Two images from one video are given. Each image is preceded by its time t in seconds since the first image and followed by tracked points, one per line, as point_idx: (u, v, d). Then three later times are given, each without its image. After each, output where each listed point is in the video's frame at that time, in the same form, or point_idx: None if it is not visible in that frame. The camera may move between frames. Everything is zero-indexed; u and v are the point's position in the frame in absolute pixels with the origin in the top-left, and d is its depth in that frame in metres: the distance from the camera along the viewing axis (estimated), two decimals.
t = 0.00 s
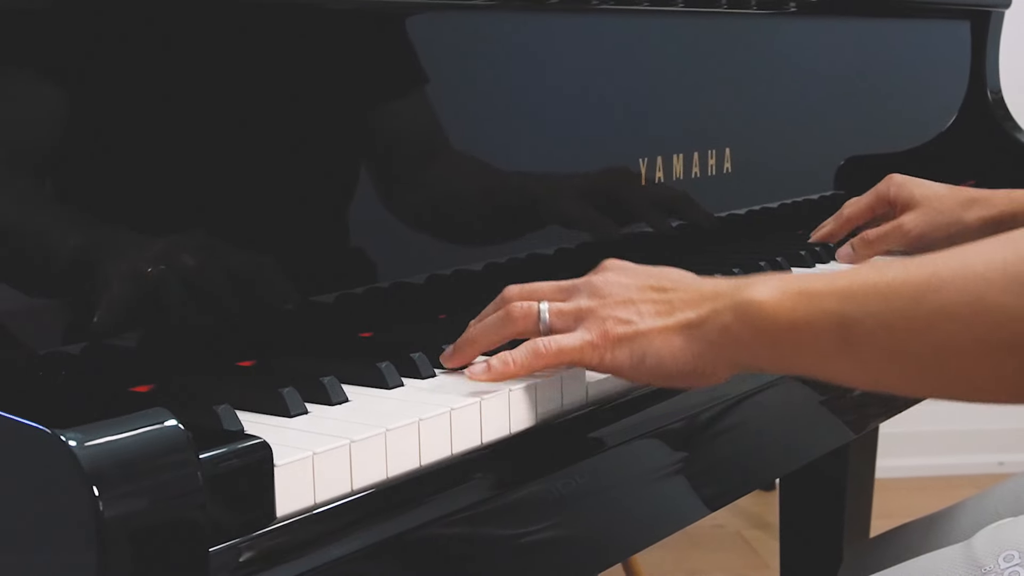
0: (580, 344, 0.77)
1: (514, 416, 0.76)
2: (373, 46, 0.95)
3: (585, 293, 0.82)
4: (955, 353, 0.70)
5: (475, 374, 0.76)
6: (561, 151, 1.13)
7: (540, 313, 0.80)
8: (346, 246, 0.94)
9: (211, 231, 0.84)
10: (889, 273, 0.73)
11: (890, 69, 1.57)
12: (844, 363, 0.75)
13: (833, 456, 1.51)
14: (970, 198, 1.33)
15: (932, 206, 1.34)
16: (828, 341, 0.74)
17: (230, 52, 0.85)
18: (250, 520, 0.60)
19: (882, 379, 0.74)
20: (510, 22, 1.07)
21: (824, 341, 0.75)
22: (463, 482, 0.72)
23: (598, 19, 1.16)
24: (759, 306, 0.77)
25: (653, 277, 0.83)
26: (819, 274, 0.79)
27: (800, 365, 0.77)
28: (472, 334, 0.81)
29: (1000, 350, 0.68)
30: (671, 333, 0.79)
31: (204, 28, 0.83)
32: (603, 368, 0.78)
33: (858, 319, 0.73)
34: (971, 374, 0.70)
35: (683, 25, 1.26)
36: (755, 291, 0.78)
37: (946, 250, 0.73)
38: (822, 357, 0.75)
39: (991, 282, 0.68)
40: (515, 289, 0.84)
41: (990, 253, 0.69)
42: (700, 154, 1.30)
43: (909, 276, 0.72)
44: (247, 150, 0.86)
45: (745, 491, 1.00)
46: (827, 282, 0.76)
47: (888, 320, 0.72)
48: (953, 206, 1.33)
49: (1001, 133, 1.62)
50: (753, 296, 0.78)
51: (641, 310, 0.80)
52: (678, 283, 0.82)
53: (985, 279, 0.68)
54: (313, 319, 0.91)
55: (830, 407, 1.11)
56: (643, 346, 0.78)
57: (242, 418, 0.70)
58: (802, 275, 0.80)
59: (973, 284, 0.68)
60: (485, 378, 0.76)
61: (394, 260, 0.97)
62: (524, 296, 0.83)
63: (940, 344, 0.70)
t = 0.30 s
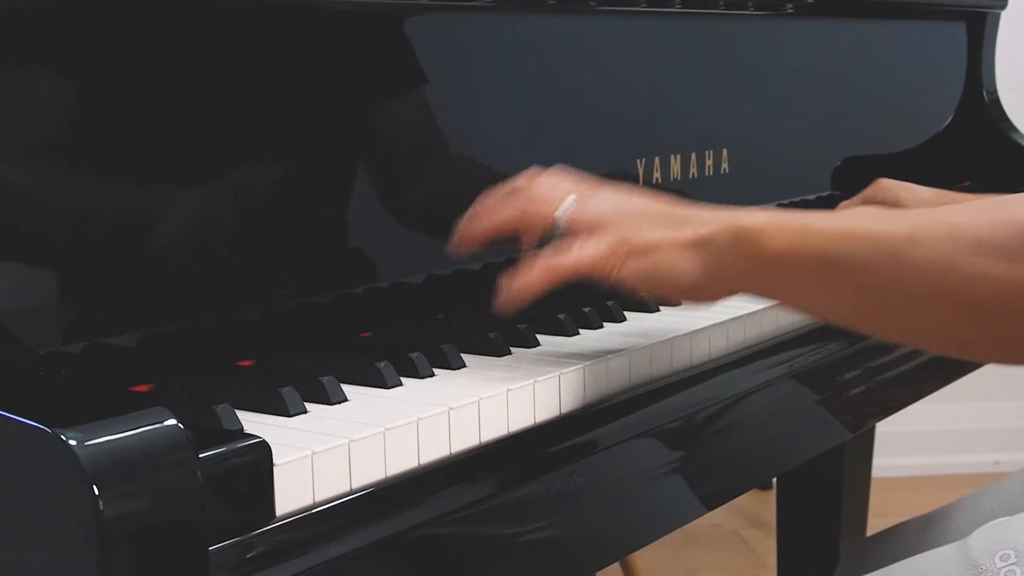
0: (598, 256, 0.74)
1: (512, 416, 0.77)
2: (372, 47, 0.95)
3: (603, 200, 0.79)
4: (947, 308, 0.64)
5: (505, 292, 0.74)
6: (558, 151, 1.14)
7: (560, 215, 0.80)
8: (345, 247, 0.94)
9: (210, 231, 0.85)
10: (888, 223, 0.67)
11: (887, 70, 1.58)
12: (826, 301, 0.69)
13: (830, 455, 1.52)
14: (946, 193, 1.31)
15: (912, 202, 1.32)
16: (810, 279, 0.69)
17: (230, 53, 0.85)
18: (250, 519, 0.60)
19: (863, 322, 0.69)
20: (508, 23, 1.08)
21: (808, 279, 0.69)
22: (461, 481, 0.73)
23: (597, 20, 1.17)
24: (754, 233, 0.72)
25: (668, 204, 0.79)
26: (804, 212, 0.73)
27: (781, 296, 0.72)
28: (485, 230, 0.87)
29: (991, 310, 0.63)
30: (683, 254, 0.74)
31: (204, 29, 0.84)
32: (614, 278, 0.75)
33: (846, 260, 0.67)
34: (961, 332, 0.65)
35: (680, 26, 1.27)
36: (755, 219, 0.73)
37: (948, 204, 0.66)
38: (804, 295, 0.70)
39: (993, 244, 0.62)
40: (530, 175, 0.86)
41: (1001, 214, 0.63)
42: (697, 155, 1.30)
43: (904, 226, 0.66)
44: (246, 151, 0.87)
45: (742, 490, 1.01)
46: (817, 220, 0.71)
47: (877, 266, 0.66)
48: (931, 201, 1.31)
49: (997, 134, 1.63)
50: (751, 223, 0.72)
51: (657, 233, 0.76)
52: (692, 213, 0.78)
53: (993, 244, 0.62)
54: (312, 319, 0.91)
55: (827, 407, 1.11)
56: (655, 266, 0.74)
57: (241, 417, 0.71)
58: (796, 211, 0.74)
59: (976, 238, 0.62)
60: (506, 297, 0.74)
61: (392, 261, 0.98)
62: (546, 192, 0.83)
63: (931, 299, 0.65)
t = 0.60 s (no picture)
0: (665, 317, 0.87)
1: (510, 415, 0.78)
2: (372, 49, 0.96)
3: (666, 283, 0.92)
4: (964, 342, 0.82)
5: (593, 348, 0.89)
6: (558, 151, 1.14)
7: (629, 291, 0.90)
8: (345, 247, 0.95)
9: (211, 231, 0.85)
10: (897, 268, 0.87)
11: (885, 71, 1.59)
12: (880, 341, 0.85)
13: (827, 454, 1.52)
14: (927, 189, 1.35)
15: (894, 198, 1.35)
16: (842, 327, 0.87)
17: (230, 54, 0.86)
18: (248, 518, 0.61)
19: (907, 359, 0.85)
20: (508, 24, 1.08)
21: (860, 327, 0.86)
22: (460, 480, 0.73)
23: (596, 22, 1.17)
24: (802, 288, 0.89)
25: (721, 271, 0.94)
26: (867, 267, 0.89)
27: (837, 343, 0.88)
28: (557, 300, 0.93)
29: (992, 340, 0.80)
30: (728, 305, 0.89)
31: (204, 31, 0.84)
32: (684, 341, 0.88)
33: (887, 312, 0.85)
34: (975, 358, 0.82)
35: (679, 28, 1.28)
36: (801, 276, 0.90)
37: (978, 253, 0.84)
38: (846, 341, 0.87)
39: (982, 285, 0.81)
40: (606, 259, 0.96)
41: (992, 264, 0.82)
42: (695, 155, 1.31)
43: (942, 273, 0.84)
44: (246, 151, 0.87)
45: (740, 489, 1.01)
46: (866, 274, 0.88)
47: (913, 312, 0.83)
48: (914, 196, 1.35)
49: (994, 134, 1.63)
50: (796, 280, 0.89)
51: (717, 295, 0.90)
52: (741, 274, 0.93)
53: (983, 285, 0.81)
54: (311, 319, 0.92)
55: (824, 406, 1.11)
56: (713, 320, 0.88)
57: (241, 417, 0.71)
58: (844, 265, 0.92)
59: (963, 285, 0.82)
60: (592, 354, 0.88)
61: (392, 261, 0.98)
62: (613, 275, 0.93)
63: (955, 332, 0.82)
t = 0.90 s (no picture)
0: (644, 292, 0.92)
1: (507, 414, 0.79)
2: (370, 50, 0.96)
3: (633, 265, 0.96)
4: (918, 300, 0.79)
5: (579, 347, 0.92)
6: (557, 152, 1.15)
7: (608, 283, 0.93)
8: (344, 248, 0.95)
9: (210, 230, 0.86)
10: (865, 219, 0.84)
11: (882, 72, 1.59)
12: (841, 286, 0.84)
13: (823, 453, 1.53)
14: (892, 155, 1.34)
15: (864, 171, 1.32)
16: (800, 270, 0.87)
17: (229, 56, 0.86)
18: (247, 517, 0.62)
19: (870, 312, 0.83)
20: (507, 25, 1.09)
21: (821, 276, 0.85)
22: (459, 479, 0.74)
23: (595, 23, 1.18)
24: (773, 233, 0.89)
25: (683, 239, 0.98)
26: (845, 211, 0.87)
27: (813, 288, 0.87)
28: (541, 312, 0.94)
29: (938, 298, 0.77)
30: (701, 261, 0.93)
31: (204, 32, 0.85)
32: (667, 307, 0.93)
33: (837, 263, 0.84)
34: (932, 322, 0.79)
35: (677, 28, 1.28)
36: (774, 218, 0.90)
37: (963, 204, 0.79)
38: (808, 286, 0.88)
39: (938, 241, 0.77)
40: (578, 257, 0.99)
41: (971, 216, 0.77)
42: (692, 156, 1.32)
43: (902, 224, 0.81)
44: (246, 152, 0.88)
45: (736, 488, 1.02)
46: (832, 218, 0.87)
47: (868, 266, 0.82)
48: (880, 166, 1.33)
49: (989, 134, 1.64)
50: (768, 225, 0.90)
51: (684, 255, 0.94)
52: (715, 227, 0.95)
53: (933, 241, 0.78)
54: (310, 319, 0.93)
55: (819, 405, 1.12)
56: (689, 277, 0.93)
57: (241, 416, 0.72)
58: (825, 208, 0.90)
59: (913, 241, 0.79)
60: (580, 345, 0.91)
61: (391, 261, 0.99)
62: (588, 269, 0.97)
63: (900, 289, 0.79)
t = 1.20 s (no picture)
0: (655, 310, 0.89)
1: (506, 413, 0.79)
2: (367, 51, 0.97)
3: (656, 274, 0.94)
4: (945, 334, 0.77)
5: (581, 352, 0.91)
6: (552, 153, 1.15)
7: (622, 294, 0.92)
8: (343, 249, 0.96)
9: (209, 231, 0.87)
10: (886, 254, 0.82)
11: (877, 72, 1.60)
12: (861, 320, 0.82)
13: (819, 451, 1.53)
14: (905, 173, 1.34)
15: (875, 186, 1.33)
16: (820, 304, 0.85)
17: (227, 56, 0.87)
18: (247, 515, 0.62)
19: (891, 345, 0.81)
20: (499, 27, 1.09)
21: (841, 308, 0.83)
22: (456, 478, 0.74)
23: (590, 26, 1.18)
24: (793, 267, 0.87)
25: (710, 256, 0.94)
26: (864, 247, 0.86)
27: (834, 323, 0.85)
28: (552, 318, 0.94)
29: (966, 334, 0.76)
30: (721, 289, 0.90)
31: (202, 34, 0.85)
32: (678, 331, 0.90)
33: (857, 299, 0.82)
34: (947, 347, 0.77)
35: (672, 31, 1.29)
36: (796, 253, 0.88)
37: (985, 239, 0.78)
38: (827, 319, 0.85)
39: (960, 279, 0.76)
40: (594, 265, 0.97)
41: (990, 250, 0.76)
42: (689, 157, 1.32)
43: (926, 255, 0.80)
44: (245, 153, 0.88)
45: (732, 487, 1.02)
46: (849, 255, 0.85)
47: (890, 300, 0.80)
48: (891, 182, 1.34)
49: (985, 135, 1.64)
50: (789, 259, 0.88)
51: (706, 278, 0.91)
52: (744, 254, 0.92)
53: (957, 275, 0.76)
54: (309, 318, 0.93)
55: (816, 404, 1.13)
56: (705, 305, 0.89)
57: (241, 415, 0.72)
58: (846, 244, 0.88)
59: (936, 275, 0.77)
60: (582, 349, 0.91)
61: (390, 261, 1.00)
62: (605, 277, 0.95)
63: (925, 324, 0.78)
